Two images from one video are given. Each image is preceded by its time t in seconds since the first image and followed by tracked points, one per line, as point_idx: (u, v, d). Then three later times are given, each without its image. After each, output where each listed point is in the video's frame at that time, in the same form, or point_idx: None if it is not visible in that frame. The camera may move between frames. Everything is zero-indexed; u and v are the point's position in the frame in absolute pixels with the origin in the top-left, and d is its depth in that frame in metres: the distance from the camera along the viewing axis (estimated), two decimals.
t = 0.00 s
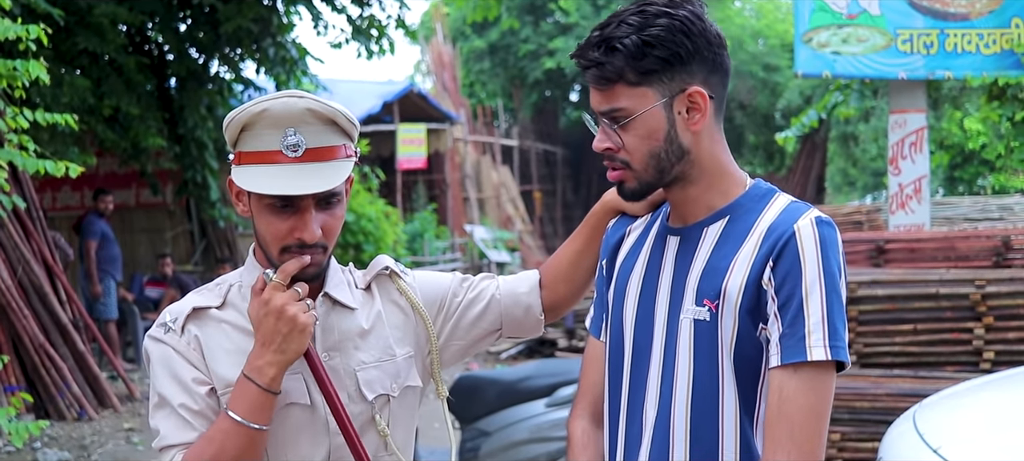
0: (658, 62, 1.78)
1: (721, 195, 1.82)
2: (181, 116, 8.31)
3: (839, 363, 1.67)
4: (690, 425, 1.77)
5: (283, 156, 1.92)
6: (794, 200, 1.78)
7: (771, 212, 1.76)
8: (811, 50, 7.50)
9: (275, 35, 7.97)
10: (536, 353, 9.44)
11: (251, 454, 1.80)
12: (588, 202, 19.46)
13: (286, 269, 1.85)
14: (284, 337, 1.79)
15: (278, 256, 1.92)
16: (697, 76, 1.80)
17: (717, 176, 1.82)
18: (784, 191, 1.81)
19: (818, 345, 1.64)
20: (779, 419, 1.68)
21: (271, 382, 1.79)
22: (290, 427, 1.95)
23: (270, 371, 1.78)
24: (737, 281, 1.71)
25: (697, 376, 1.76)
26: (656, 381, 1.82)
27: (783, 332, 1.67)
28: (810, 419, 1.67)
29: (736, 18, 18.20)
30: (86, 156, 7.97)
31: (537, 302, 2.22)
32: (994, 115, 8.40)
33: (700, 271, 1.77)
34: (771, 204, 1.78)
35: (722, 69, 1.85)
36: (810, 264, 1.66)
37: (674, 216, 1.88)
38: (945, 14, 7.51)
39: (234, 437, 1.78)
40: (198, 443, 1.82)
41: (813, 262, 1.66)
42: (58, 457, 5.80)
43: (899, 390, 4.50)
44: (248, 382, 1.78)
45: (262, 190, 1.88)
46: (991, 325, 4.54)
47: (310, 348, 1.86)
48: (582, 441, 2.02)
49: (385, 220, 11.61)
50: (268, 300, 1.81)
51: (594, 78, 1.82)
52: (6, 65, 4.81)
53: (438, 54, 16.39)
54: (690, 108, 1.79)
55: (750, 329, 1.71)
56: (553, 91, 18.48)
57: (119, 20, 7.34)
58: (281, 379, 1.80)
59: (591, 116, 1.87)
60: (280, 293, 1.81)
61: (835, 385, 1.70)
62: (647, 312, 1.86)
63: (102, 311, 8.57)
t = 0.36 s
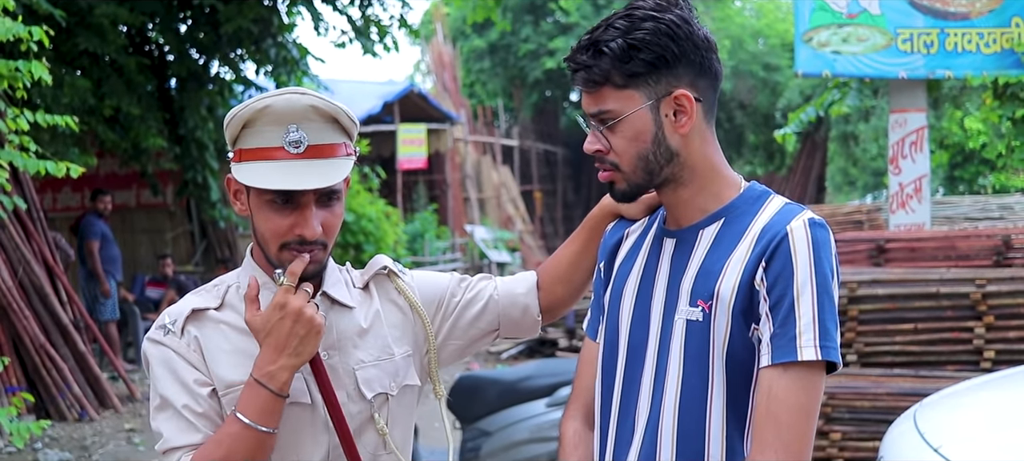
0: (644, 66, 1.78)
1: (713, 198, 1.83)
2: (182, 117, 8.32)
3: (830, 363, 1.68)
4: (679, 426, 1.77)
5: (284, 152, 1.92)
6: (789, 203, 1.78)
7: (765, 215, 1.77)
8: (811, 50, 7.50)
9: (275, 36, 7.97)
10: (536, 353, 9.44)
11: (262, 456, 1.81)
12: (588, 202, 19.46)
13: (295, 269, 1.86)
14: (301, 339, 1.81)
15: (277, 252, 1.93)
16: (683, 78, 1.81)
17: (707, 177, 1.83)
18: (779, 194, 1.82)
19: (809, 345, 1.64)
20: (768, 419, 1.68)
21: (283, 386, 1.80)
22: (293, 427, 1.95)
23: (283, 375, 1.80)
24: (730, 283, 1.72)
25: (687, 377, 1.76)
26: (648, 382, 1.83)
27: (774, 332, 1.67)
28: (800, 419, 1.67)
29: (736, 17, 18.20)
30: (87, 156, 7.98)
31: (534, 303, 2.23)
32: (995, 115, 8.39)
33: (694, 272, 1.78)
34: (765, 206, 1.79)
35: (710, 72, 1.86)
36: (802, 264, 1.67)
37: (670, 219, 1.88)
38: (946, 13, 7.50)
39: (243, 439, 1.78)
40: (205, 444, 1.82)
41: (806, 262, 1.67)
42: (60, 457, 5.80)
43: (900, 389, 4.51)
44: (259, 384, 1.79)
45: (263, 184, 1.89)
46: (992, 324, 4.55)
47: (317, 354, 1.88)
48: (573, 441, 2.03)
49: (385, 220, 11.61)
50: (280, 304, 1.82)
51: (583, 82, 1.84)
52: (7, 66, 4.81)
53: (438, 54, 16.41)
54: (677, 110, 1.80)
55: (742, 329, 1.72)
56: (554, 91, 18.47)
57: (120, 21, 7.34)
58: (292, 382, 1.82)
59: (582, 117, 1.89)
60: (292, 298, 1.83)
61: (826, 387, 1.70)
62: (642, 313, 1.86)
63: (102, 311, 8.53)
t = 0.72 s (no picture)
0: (650, 62, 1.78)
1: (711, 198, 1.83)
2: (182, 116, 8.33)
3: (830, 360, 1.69)
4: (679, 425, 1.77)
5: (281, 153, 1.92)
6: (786, 202, 1.79)
7: (763, 214, 1.77)
8: (810, 50, 7.50)
9: (275, 35, 7.97)
10: (535, 352, 9.44)
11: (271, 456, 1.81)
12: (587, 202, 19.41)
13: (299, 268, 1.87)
14: (313, 338, 1.83)
15: (274, 253, 1.93)
16: (688, 76, 1.81)
17: (703, 177, 1.83)
18: (775, 194, 1.82)
19: (810, 341, 1.65)
20: (769, 416, 1.68)
21: (293, 386, 1.81)
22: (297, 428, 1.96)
23: (294, 374, 1.81)
24: (731, 281, 1.72)
25: (687, 376, 1.76)
26: (647, 382, 1.83)
27: (775, 329, 1.67)
28: (802, 416, 1.67)
29: (735, 16, 18.22)
30: (86, 156, 7.98)
31: (531, 304, 2.24)
32: (994, 116, 8.40)
33: (694, 272, 1.78)
34: (763, 206, 1.79)
35: (710, 72, 1.87)
36: (803, 261, 1.67)
37: (666, 219, 1.88)
38: (944, 13, 7.50)
39: (255, 441, 1.79)
40: (210, 444, 1.82)
41: (806, 259, 1.68)
42: (58, 457, 5.79)
43: (898, 389, 4.51)
44: (269, 384, 1.80)
45: (259, 185, 1.89)
46: (991, 324, 4.55)
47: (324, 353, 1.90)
48: (566, 444, 2.02)
49: (385, 220, 11.62)
50: (288, 304, 1.83)
51: (587, 77, 1.83)
52: (7, 65, 4.80)
53: (438, 54, 16.41)
54: (681, 108, 1.80)
55: (743, 328, 1.72)
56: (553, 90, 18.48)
57: (119, 21, 7.35)
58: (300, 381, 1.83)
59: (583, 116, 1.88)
60: (301, 298, 1.83)
61: (825, 383, 1.71)
62: (640, 313, 1.86)
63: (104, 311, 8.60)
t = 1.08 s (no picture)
0: (662, 61, 1.78)
1: (715, 197, 1.83)
2: (183, 116, 8.32)
3: (838, 354, 1.69)
4: (687, 423, 1.76)
5: (294, 155, 1.92)
6: (789, 199, 1.79)
7: (767, 210, 1.77)
8: (811, 49, 7.48)
9: (276, 35, 7.95)
10: (537, 352, 9.46)
11: (271, 455, 1.81)
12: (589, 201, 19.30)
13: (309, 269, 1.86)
14: (316, 339, 1.83)
15: (284, 255, 1.93)
16: (696, 76, 1.82)
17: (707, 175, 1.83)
18: (778, 191, 1.83)
19: (819, 337, 1.65)
20: (779, 412, 1.68)
21: (294, 386, 1.81)
22: (297, 428, 1.95)
23: (294, 374, 1.81)
24: (737, 278, 1.72)
25: (694, 375, 1.76)
26: (653, 381, 1.82)
27: (782, 326, 1.67)
28: (810, 411, 1.67)
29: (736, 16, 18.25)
30: (87, 155, 7.98)
31: (532, 305, 2.23)
32: (995, 116, 8.40)
33: (699, 270, 1.78)
34: (766, 204, 1.80)
35: (715, 71, 1.88)
36: (809, 256, 1.68)
37: (669, 219, 1.88)
38: (946, 13, 7.50)
39: (255, 439, 1.78)
40: (210, 443, 1.82)
41: (812, 254, 1.68)
42: (60, 456, 5.79)
43: (900, 389, 4.51)
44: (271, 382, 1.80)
45: (273, 187, 1.89)
46: (992, 324, 4.56)
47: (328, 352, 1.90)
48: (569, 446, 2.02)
49: (386, 219, 11.62)
50: (293, 304, 1.83)
51: (597, 79, 1.81)
52: (8, 64, 4.80)
53: (439, 54, 16.40)
54: (690, 107, 1.81)
55: (750, 325, 1.72)
56: (554, 90, 18.49)
57: (120, 21, 7.35)
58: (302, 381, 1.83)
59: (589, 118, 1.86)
60: (306, 298, 1.83)
61: (832, 378, 1.71)
62: (645, 312, 1.86)
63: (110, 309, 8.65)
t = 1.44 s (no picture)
0: (685, 60, 1.78)
1: (732, 196, 1.83)
2: (184, 117, 8.33)
3: (851, 357, 1.69)
4: (698, 421, 1.77)
5: (297, 156, 1.92)
6: (803, 200, 1.79)
7: (781, 211, 1.78)
8: (812, 50, 7.53)
9: (277, 36, 7.94)
10: (538, 352, 9.46)
11: (267, 455, 1.81)
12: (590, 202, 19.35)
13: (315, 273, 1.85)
14: (306, 342, 1.81)
15: (292, 257, 1.93)
16: (718, 76, 1.82)
17: (723, 174, 1.83)
18: (791, 193, 1.83)
19: (832, 338, 1.65)
20: (791, 413, 1.68)
21: (288, 384, 1.80)
22: (296, 429, 1.95)
23: (287, 373, 1.80)
24: (751, 276, 1.72)
25: (706, 374, 1.76)
26: (663, 379, 1.82)
27: (796, 326, 1.68)
28: (823, 413, 1.67)
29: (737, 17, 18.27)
30: (89, 156, 7.99)
31: (538, 305, 2.23)
32: (997, 115, 8.38)
33: (711, 269, 1.78)
34: (780, 204, 1.80)
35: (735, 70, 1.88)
36: (823, 258, 1.68)
37: (681, 217, 1.88)
38: (947, 13, 7.47)
39: (250, 439, 1.78)
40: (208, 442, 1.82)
41: (826, 256, 1.68)
42: (61, 457, 5.80)
43: (902, 390, 4.51)
44: (267, 381, 1.80)
45: (275, 190, 1.89)
46: (994, 324, 4.56)
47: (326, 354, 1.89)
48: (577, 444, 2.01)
49: (387, 220, 11.62)
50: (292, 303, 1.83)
51: (621, 77, 1.80)
52: (9, 65, 4.80)
53: (440, 54, 16.39)
54: (712, 107, 1.81)
55: (763, 324, 1.72)
56: (555, 91, 18.50)
57: (121, 22, 7.36)
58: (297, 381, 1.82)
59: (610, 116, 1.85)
60: (305, 300, 1.83)
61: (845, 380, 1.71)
62: (656, 310, 1.86)
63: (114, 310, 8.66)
